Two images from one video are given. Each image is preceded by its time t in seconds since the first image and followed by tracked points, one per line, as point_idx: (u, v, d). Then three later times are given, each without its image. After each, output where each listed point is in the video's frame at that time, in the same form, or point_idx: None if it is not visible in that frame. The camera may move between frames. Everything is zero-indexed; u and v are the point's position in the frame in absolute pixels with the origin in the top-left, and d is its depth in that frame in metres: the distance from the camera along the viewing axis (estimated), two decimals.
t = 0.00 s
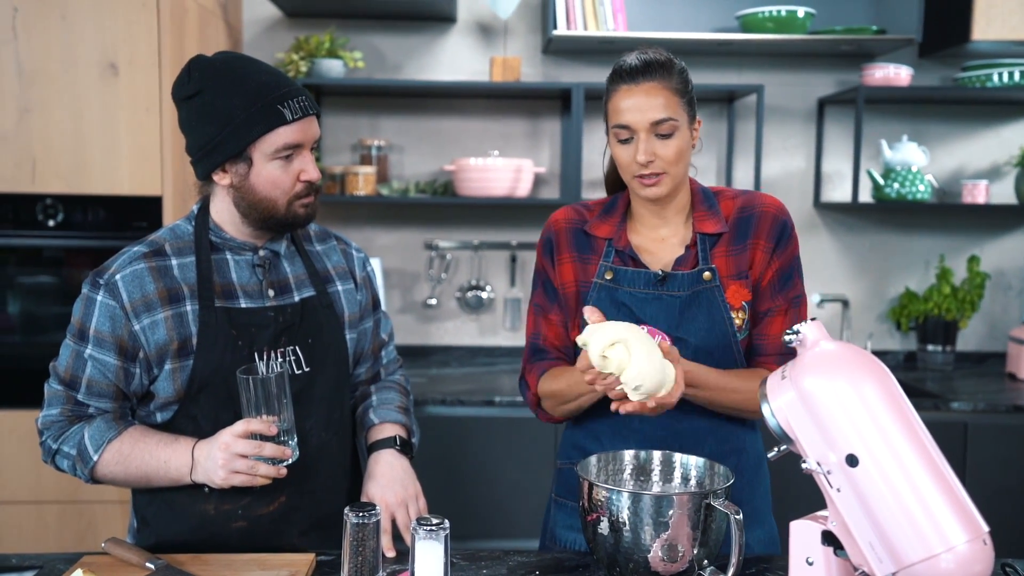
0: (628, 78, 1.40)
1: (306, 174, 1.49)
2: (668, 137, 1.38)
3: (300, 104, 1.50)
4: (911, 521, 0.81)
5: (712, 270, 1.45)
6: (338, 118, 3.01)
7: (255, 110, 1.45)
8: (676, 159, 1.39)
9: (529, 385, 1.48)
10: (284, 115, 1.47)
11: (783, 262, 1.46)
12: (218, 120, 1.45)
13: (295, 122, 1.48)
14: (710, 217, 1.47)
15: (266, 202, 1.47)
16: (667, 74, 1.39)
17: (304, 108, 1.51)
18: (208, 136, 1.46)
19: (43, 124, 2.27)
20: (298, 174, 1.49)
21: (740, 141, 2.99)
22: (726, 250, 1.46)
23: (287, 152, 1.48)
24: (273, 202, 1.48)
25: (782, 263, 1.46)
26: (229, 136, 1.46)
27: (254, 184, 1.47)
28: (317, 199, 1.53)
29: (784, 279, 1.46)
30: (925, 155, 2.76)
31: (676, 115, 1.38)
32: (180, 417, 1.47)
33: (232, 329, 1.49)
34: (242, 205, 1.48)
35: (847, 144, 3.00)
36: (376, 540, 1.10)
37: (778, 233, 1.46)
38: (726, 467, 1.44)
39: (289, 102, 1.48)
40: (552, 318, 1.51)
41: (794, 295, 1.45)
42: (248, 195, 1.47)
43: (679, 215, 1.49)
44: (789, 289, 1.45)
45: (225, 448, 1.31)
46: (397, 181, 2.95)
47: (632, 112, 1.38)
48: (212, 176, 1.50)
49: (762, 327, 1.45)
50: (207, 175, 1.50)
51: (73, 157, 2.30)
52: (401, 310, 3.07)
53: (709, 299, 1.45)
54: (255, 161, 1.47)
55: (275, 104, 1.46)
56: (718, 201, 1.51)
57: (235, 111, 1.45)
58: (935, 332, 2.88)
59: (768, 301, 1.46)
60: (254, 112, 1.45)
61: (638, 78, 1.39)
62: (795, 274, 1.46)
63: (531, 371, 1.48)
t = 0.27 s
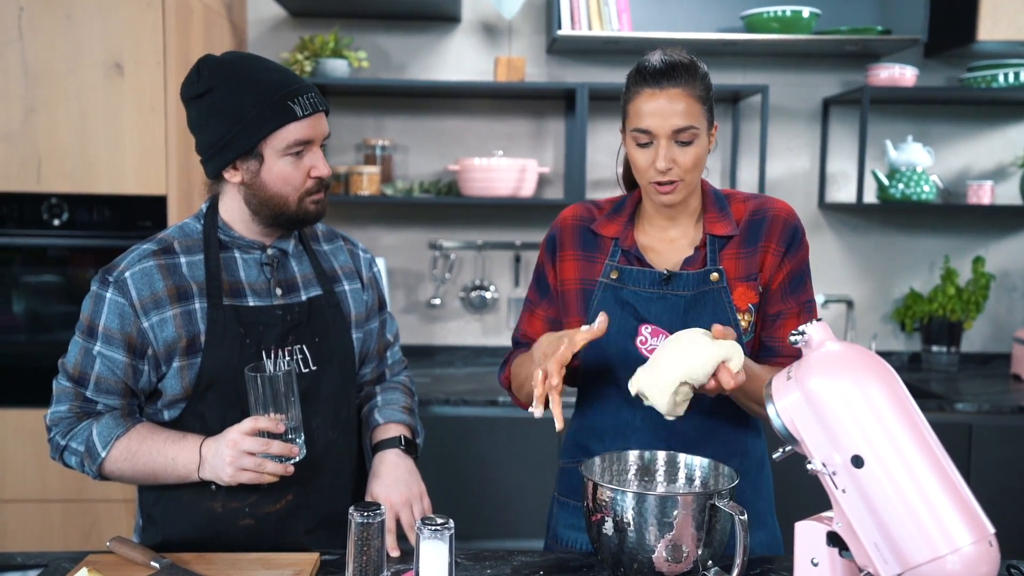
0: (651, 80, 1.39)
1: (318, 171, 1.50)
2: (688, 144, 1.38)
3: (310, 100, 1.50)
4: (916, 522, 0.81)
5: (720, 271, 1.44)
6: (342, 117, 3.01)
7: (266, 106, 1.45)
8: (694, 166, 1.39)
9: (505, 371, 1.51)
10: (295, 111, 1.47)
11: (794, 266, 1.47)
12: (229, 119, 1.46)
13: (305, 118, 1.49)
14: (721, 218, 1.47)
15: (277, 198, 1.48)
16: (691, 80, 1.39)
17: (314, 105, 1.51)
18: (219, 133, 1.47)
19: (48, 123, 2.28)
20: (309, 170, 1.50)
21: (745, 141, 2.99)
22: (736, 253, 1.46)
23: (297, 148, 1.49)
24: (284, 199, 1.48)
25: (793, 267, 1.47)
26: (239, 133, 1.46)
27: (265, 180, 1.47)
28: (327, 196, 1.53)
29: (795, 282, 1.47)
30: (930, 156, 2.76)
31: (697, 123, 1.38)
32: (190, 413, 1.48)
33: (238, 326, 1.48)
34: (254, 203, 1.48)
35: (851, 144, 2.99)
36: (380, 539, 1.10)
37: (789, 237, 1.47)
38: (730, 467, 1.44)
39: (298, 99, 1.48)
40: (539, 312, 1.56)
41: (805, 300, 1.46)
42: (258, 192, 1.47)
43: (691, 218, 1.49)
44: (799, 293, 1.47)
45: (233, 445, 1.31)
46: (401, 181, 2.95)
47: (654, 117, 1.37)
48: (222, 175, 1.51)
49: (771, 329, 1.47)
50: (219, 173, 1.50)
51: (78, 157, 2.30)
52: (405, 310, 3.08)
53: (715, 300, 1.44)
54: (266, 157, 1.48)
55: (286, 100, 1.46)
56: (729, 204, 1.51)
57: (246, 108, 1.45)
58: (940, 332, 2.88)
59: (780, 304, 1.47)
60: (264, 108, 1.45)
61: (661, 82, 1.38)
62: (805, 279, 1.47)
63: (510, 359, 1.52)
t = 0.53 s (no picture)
0: (630, 81, 1.40)
1: (322, 168, 1.50)
2: (672, 140, 1.38)
3: (316, 99, 1.50)
4: (916, 522, 0.81)
5: (724, 270, 1.45)
6: (343, 118, 3.02)
7: (271, 105, 1.46)
8: (681, 161, 1.38)
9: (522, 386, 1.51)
10: (300, 110, 1.47)
11: (799, 258, 1.47)
12: (236, 116, 1.47)
13: (310, 116, 1.48)
14: (722, 217, 1.47)
15: (282, 195, 1.48)
16: (670, 77, 1.39)
17: (320, 103, 1.51)
18: (226, 130, 1.48)
19: (50, 123, 2.28)
20: (314, 168, 1.49)
21: (746, 142, 2.99)
22: (740, 250, 1.47)
23: (303, 146, 1.49)
24: (290, 196, 1.48)
25: (799, 259, 1.47)
26: (245, 131, 1.47)
27: (271, 177, 1.48)
28: (333, 193, 1.54)
29: (802, 274, 1.47)
30: (930, 157, 2.76)
31: (679, 118, 1.37)
32: (195, 410, 1.48)
33: (250, 321, 1.49)
34: (261, 199, 1.49)
35: (853, 145, 3.00)
36: (381, 540, 1.10)
37: (792, 230, 1.48)
38: (733, 468, 1.44)
39: (305, 97, 1.48)
40: (550, 321, 1.55)
41: (813, 290, 1.46)
42: (265, 189, 1.48)
43: (691, 215, 1.50)
44: (807, 285, 1.47)
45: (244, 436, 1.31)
46: (403, 181, 2.96)
47: (635, 117, 1.38)
48: (231, 170, 1.52)
49: (782, 323, 1.47)
50: (227, 169, 1.51)
51: (79, 157, 2.31)
52: (407, 310, 3.08)
53: (720, 299, 1.44)
54: (271, 154, 1.48)
55: (292, 98, 1.47)
56: (729, 202, 1.52)
57: (251, 106, 1.46)
58: (940, 333, 2.88)
59: (789, 297, 1.46)
60: (270, 106, 1.46)
61: (640, 82, 1.39)
62: (811, 269, 1.48)
63: (525, 372, 1.53)
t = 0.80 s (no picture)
0: (634, 83, 1.39)
1: (331, 158, 1.51)
2: (675, 144, 1.38)
3: (326, 90, 1.52)
4: (909, 521, 0.81)
5: (719, 273, 1.44)
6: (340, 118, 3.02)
7: (282, 94, 1.49)
8: (682, 166, 1.39)
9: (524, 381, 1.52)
10: (308, 99, 1.49)
11: (791, 265, 1.47)
12: (252, 106, 1.50)
13: (319, 106, 1.50)
14: (718, 219, 1.47)
15: (293, 182, 1.49)
16: (674, 80, 1.38)
17: (330, 94, 1.52)
18: (242, 120, 1.52)
19: (45, 124, 2.28)
20: (323, 157, 1.50)
21: (742, 142, 2.99)
22: (734, 253, 1.47)
23: (313, 135, 1.50)
24: (299, 183, 1.49)
25: (791, 265, 1.47)
26: (258, 120, 1.50)
27: (282, 165, 1.49)
28: (344, 183, 1.54)
29: (792, 282, 1.47)
30: (926, 156, 2.77)
31: (682, 122, 1.37)
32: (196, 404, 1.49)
33: (267, 306, 1.50)
34: (273, 186, 1.51)
35: (849, 145, 3.00)
36: (376, 541, 1.10)
37: (787, 235, 1.48)
38: (730, 469, 1.44)
39: (315, 88, 1.50)
40: (551, 319, 1.54)
41: (802, 300, 1.47)
42: (276, 176, 1.50)
43: (687, 218, 1.50)
44: (796, 292, 1.47)
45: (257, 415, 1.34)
46: (399, 182, 2.96)
47: (638, 119, 1.37)
48: (248, 159, 1.54)
49: (770, 330, 1.47)
50: (244, 158, 1.54)
51: (75, 158, 2.30)
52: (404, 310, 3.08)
53: (714, 301, 1.44)
54: (281, 143, 1.50)
55: (301, 88, 1.49)
56: (727, 204, 1.52)
57: (265, 97, 1.49)
58: (937, 332, 2.89)
59: (775, 304, 1.47)
60: (280, 96, 1.49)
61: (645, 84, 1.38)
62: (803, 277, 1.47)
63: (527, 369, 1.52)
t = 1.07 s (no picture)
0: (642, 89, 1.38)
1: (342, 166, 1.56)
2: (678, 155, 1.38)
3: (338, 101, 1.58)
4: (904, 521, 0.82)
5: (719, 274, 1.45)
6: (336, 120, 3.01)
7: (297, 104, 1.56)
8: (683, 177, 1.39)
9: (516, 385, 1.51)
10: (320, 108, 1.56)
11: (790, 266, 1.48)
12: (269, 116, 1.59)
13: (331, 116, 1.57)
14: (719, 221, 1.47)
15: (303, 188, 1.56)
16: (683, 89, 1.37)
17: (343, 104, 1.59)
18: (261, 128, 1.60)
19: (40, 127, 2.28)
20: (334, 165, 1.56)
21: (738, 143, 2.99)
22: (734, 254, 1.47)
23: (324, 144, 1.57)
24: (310, 189, 1.55)
25: (791, 266, 1.48)
26: (274, 129, 1.58)
27: (295, 172, 1.56)
28: (355, 189, 1.59)
29: (791, 282, 1.48)
30: (922, 157, 2.77)
31: (688, 134, 1.37)
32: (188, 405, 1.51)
33: (281, 306, 1.57)
34: (287, 191, 1.58)
35: (845, 146, 3.00)
36: (372, 543, 1.10)
37: (786, 236, 1.48)
38: (726, 470, 1.44)
39: (327, 98, 1.57)
40: (544, 319, 1.55)
41: (801, 300, 1.47)
42: (290, 181, 1.57)
43: (687, 221, 1.50)
44: (796, 293, 1.47)
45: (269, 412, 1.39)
46: (396, 184, 2.96)
47: (644, 128, 1.37)
48: (266, 164, 1.62)
49: (768, 329, 1.47)
50: (262, 163, 1.62)
51: (70, 160, 2.30)
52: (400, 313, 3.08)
53: (713, 303, 1.44)
54: (295, 150, 1.57)
55: (314, 99, 1.56)
56: (726, 206, 1.52)
57: (281, 107, 1.57)
58: (933, 334, 2.89)
59: (775, 303, 1.47)
60: (294, 106, 1.56)
61: (653, 92, 1.37)
62: (801, 278, 1.48)
63: (519, 371, 1.52)
